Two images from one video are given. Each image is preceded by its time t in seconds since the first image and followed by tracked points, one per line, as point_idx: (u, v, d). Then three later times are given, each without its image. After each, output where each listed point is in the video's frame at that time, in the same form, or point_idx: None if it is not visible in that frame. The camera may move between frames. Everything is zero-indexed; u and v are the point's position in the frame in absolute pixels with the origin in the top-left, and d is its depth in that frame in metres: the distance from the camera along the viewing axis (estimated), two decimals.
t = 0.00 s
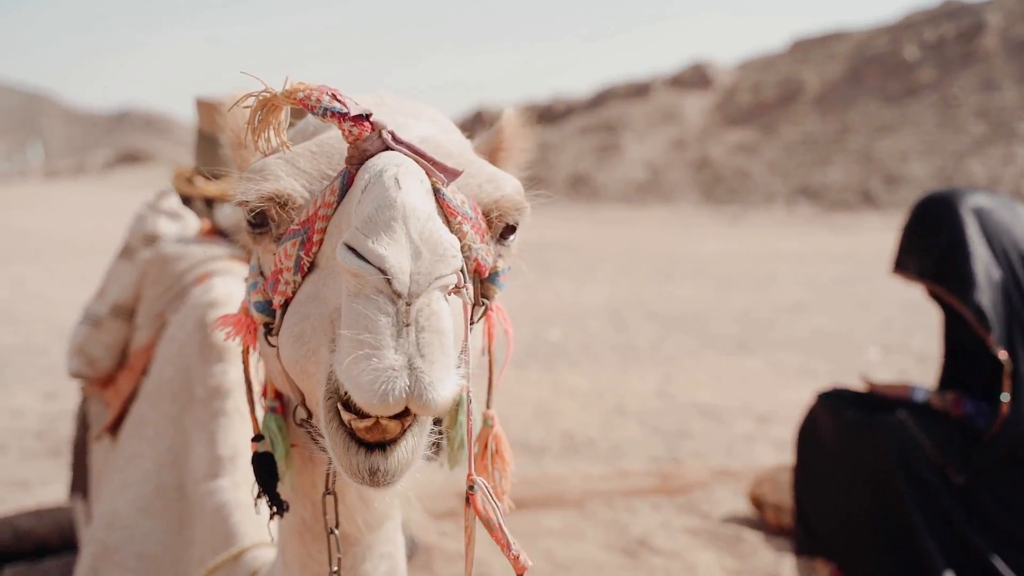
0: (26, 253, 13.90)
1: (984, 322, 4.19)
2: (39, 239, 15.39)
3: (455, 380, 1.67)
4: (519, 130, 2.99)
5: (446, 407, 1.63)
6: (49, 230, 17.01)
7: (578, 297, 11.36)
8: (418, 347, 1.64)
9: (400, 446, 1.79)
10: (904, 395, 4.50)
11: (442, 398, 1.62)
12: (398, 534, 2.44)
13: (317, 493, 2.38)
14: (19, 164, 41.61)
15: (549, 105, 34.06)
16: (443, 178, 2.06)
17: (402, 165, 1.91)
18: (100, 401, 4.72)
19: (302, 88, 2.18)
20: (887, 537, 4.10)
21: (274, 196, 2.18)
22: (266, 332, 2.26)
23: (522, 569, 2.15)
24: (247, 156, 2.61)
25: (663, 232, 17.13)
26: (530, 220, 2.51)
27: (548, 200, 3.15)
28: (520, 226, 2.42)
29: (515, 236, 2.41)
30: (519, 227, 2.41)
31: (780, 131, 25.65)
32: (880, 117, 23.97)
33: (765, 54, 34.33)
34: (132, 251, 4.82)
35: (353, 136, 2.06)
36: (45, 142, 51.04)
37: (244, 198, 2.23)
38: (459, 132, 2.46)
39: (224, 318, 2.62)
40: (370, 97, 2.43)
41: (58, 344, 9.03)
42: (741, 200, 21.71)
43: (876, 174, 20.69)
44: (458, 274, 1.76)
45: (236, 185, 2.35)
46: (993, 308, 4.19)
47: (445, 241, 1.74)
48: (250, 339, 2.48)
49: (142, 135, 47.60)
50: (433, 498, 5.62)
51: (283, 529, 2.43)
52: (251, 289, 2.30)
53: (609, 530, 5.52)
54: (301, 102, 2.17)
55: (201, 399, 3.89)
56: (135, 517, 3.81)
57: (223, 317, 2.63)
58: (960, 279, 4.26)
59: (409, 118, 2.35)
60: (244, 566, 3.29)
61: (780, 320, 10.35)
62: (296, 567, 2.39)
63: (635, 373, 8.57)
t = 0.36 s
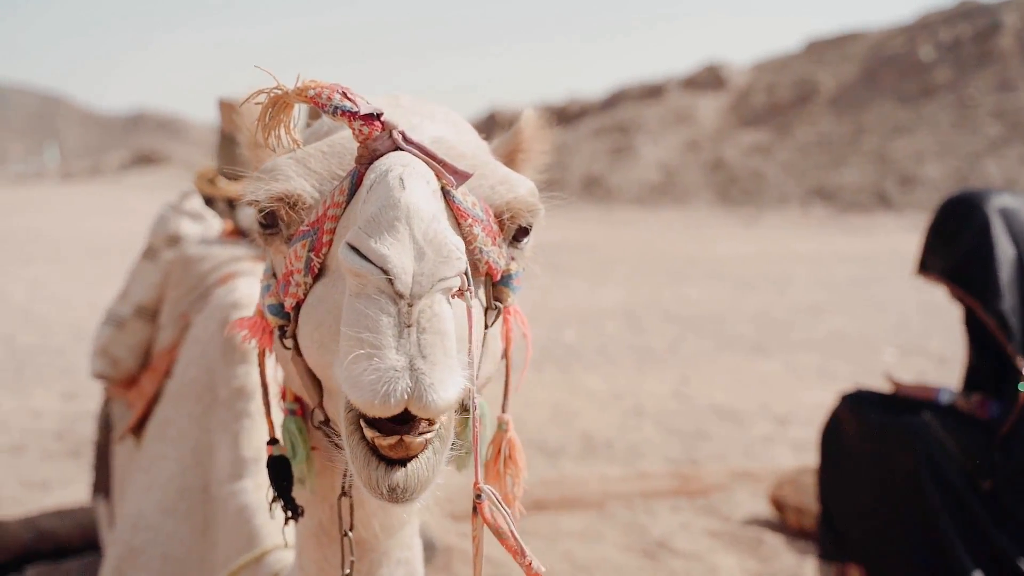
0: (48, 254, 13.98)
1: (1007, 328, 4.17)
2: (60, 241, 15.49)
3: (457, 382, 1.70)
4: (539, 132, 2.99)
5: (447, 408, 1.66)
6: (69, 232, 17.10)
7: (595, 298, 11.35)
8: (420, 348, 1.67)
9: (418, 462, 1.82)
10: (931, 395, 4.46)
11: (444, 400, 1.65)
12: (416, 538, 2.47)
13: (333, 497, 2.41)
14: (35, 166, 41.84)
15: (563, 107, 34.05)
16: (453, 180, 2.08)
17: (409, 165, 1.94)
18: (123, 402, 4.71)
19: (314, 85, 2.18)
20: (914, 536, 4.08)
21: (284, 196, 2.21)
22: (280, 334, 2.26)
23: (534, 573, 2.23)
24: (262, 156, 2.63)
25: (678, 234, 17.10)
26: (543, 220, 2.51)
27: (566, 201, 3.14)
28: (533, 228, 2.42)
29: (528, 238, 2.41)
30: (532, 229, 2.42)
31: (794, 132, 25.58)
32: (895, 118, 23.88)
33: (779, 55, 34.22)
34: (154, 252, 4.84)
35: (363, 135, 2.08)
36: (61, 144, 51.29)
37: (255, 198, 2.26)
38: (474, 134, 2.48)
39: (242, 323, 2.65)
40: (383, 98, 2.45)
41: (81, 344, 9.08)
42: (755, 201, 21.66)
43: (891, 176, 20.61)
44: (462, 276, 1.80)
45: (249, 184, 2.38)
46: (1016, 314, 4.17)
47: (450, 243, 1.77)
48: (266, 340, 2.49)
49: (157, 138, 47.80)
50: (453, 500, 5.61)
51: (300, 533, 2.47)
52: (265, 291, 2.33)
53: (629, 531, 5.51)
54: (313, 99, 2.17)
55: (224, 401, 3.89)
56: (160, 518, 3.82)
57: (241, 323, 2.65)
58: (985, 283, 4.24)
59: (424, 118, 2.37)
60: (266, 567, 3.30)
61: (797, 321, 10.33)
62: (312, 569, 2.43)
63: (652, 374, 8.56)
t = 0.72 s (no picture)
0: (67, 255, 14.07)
1: None
2: (76, 242, 15.56)
3: (448, 384, 1.68)
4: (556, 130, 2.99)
5: (432, 412, 1.64)
6: (87, 233, 17.21)
7: (610, 299, 11.35)
8: (404, 350, 1.70)
9: (455, 459, 1.81)
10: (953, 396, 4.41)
11: (425, 406, 1.63)
12: (433, 540, 2.47)
13: (352, 498, 2.40)
14: (48, 168, 42.00)
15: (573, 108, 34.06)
16: (457, 180, 2.13)
17: (411, 165, 1.98)
18: (143, 403, 4.72)
19: (316, 86, 2.28)
20: (935, 536, 4.05)
21: (289, 198, 2.26)
22: (294, 338, 2.26)
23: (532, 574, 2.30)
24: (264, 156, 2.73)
25: (691, 234, 17.08)
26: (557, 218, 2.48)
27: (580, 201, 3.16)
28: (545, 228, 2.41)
29: (540, 238, 2.40)
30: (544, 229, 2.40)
31: (805, 132, 25.52)
32: (908, 118, 23.80)
33: (791, 55, 34.11)
34: (175, 252, 4.86)
35: (366, 136, 2.13)
36: (74, 146, 51.49)
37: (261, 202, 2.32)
38: (484, 132, 2.46)
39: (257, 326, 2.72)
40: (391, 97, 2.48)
41: (102, 344, 9.13)
42: (767, 202, 21.62)
43: (904, 176, 20.54)
44: (458, 276, 1.82)
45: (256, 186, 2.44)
46: None
47: (441, 245, 1.81)
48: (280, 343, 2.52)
49: (170, 139, 47.94)
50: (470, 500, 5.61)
51: (318, 534, 2.48)
52: (278, 294, 2.36)
53: (647, 532, 5.50)
54: (315, 100, 2.27)
55: (246, 402, 3.90)
56: (181, 519, 3.83)
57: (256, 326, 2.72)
58: (1006, 283, 4.21)
59: (433, 117, 2.39)
60: (286, 569, 3.32)
61: (812, 322, 10.31)
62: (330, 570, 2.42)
63: (668, 375, 8.55)
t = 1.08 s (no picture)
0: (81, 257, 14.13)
1: None
2: (90, 243, 15.60)
3: (446, 384, 1.67)
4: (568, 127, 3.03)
5: (433, 411, 1.64)
6: (100, 234, 17.27)
7: (621, 299, 11.33)
8: (397, 353, 1.69)
9: (485, 443, 1.81)
10: (973, 394, 4.31)
11: (422, 408, 1.63)
12: (450, 543, 2.49)
13: (370, 498, 2.40)
14: (59, 169, 42.11)
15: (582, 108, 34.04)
16: (461, 178, 2.15)
17: (412, 164, 1.99)
18: (161, 404, 4.73)
19: (318, 87, 2.29)
20: (954, 536, 4.02)
21: (295, 199, 2.33)
22: (304, 340, 2.30)
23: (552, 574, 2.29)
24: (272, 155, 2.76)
25: (702, 234, 17.04)
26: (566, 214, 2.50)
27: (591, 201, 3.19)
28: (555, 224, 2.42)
29: (550, 235, 2.42)
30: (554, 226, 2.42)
31: (815, 132, 25.46)
32: (918, 117, 23.71)
33: (800, 54, 33.99)
34: (191, 252, 4.87)
35: (369, 136, 2.14)
36: (85, 148, 51.63)
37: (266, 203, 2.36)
38: (493, 129, 2.51)
39: (273, 327, 2.82)
40: (398, 97, 2.53)
41: (117, 345, 9.16)
42: (777, 202, 21.58)
43: (915, 175, 20.46)
44: (454, 274, 1.81)
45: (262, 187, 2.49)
46: None
47: (436, 243, 1.80)
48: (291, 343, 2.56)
49: (180, 140, 48.06)
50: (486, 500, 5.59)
51: (333, 534, 2.46)
52: (287, 297, 2.36)
53: (664, 532, 5.48)
54: (317, 101, 2.29)
55: (264, 403, 3.89)
56: (200, 521, 3.82)
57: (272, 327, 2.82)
58: None
59: (441, 115, 2.43)
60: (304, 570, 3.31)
61: (825, 321, 10.28)
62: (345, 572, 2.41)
63: (681, 375, 8.53)
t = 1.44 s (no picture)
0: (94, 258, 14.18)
1: None
2: (103, 245, 15.64)
3: (451, 373, 1.68)
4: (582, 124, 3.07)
5: (440, 399, 1.65)
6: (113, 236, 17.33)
7: (632, 298, 11.32)
8: (398, 346, 1.70)
9: (494, 432, 1.79)
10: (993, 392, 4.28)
11: (427, 398, 1.64)
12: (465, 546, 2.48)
13: (385, 500, 2.39)
14: (70, 171, 42.26)
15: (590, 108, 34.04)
16: (468, 174, 2.16)
17: (416, 161, 2.04)
18: (176, 404, 4.73)
19: (324, 84, 2.33)
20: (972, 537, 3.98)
21: (302, 198, 2.37)
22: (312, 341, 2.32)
23: (580, 557, 2.19)
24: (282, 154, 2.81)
25: (712, 233, 17.02)
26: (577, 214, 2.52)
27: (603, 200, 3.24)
28: (566, 222, 2.46)
29: (562, 232, 2.44)
30: (565, 224, 2.45)
31: (824, 130, 25.41)
32: (927, 115, 23.64)
33: (809, 52, 33.87)
34: (207, 252, 4.88)
35: (376, 133, 2.18)
36: (94, 149, 51.76)
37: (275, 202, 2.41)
38: (503, 126, 2.55)
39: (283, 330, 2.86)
40: (409, 97, 2.57)
41: (131, 346, 9.17)
42: (785, 201, 21.55)
43: (924, 174, 20.41)
44: (453, 268, 1.82)
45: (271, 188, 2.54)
46: None
47: (433, 237, 1.82)
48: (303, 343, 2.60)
49: (190, 141, 48.20)
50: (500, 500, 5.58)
51: (348, 537, 2.46)
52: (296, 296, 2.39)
53: (678, 532, 5.46)
54: (322, 97, 2.31)
55: (281, 404, 3.88)
56: (216, 522, 3.81)
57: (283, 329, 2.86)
58: None
59: (451, 113, 2.46)
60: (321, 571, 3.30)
61: (837, 320, 10.25)
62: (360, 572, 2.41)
63: (692, 374, 8.51)
